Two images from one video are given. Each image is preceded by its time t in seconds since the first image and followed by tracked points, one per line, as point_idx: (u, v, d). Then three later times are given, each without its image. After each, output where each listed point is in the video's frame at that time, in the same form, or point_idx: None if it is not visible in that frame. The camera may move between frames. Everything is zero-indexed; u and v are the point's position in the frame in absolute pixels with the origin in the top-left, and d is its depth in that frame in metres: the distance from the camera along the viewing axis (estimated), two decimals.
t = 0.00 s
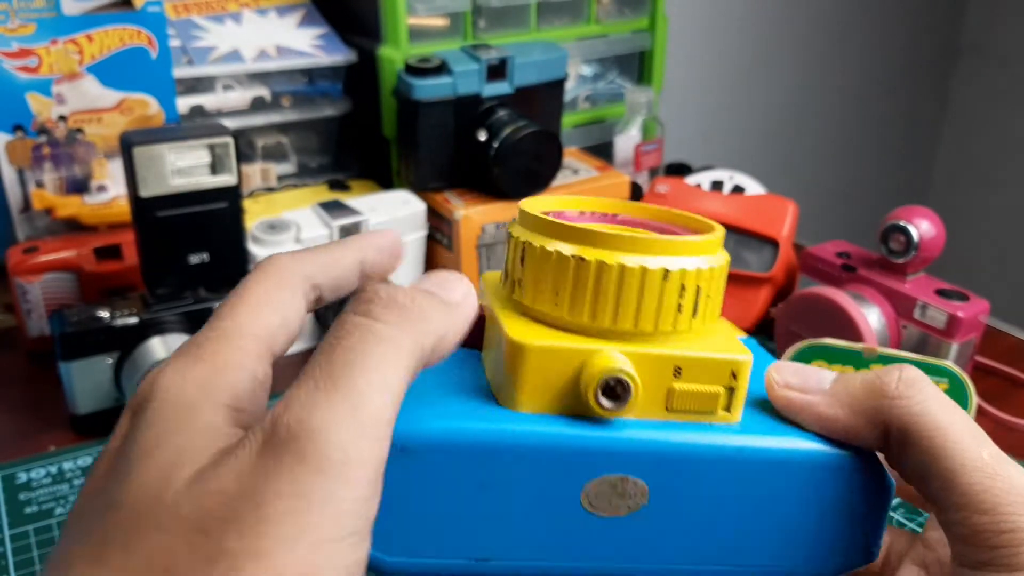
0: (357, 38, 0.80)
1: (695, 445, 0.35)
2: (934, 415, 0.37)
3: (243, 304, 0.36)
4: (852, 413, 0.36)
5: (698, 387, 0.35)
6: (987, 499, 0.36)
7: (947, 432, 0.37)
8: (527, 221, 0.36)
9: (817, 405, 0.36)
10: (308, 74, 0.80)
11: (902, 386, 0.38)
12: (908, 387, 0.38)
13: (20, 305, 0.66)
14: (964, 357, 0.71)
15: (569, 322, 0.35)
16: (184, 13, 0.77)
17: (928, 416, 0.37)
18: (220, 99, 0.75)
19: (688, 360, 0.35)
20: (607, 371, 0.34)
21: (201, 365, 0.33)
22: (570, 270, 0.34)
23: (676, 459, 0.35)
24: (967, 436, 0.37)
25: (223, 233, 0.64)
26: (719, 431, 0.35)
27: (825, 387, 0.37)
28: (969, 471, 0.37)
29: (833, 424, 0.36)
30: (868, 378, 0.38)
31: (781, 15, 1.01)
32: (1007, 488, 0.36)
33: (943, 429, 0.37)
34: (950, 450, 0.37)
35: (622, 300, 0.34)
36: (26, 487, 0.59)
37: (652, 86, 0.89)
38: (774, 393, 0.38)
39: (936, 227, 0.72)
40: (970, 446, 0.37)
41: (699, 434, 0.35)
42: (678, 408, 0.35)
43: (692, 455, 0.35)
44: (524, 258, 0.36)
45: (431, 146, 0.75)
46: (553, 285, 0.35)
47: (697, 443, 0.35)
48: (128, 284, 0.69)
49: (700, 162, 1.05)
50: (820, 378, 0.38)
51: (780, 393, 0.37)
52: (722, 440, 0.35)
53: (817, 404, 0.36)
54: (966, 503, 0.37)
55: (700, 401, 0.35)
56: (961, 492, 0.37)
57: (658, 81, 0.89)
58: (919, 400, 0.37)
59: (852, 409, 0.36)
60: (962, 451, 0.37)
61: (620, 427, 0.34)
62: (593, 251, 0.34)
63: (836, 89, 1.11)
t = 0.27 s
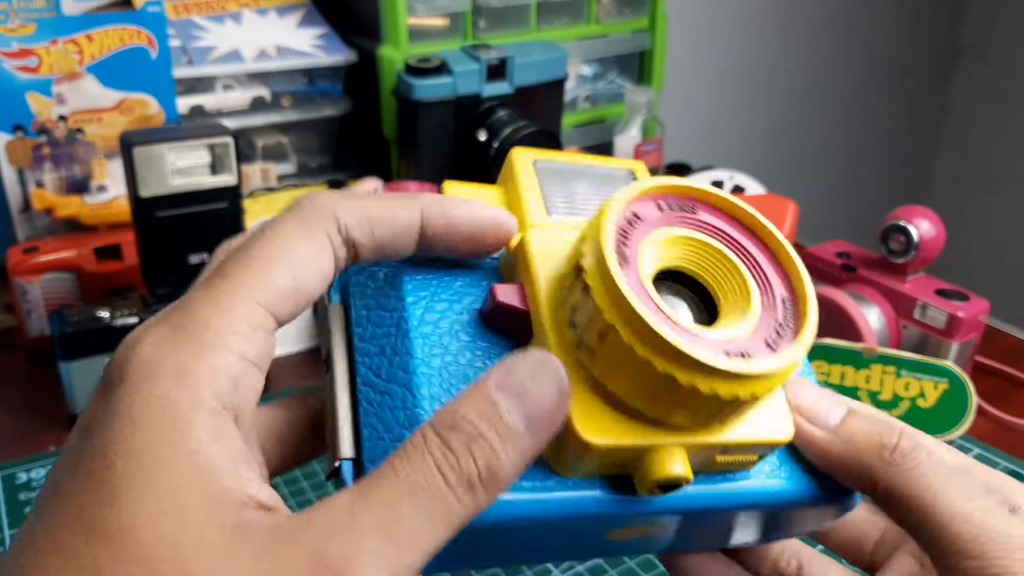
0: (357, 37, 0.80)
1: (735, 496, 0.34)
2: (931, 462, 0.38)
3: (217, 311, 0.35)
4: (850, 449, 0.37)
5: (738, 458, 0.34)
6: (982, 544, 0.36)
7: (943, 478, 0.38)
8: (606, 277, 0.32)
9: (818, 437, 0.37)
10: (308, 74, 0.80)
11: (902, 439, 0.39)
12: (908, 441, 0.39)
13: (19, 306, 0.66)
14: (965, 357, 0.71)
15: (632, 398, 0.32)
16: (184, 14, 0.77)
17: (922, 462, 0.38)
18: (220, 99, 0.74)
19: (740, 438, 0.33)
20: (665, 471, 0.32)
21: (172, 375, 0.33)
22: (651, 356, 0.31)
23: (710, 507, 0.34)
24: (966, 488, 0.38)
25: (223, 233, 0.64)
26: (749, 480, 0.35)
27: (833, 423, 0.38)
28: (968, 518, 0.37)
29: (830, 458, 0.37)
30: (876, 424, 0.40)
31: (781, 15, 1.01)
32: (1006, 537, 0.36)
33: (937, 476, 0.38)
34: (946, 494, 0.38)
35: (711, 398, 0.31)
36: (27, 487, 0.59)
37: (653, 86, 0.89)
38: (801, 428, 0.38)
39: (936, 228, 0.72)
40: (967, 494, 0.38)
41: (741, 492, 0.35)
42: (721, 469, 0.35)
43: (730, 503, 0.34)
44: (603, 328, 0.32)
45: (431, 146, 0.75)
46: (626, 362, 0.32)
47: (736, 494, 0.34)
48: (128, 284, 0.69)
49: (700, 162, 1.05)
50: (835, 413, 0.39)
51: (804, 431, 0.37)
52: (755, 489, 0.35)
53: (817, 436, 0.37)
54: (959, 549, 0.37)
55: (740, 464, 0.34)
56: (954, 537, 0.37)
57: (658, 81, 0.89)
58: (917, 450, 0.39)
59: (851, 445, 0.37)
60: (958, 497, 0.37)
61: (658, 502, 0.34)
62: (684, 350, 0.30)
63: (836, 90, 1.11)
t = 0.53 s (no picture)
0: (357, 37, 0.80)
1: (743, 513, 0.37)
2: (936, 488, 0.38)
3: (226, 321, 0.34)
4: (852, 469, 0.37)
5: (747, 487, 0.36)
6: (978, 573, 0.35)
7: (947, 504, 0.37)
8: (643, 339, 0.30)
9: (824, 453, 0.38)
10: (308, 74, 0.79)
11: (912, 463, 0.38)
12: (920, 467, 0.39)
13: (20, 306, 0.66)
14: (965, 357, 0.71)
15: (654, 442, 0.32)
16: (184, 14, 0.77)
17: (928, 487, 0.37)
18: (220, 99, 0.74)
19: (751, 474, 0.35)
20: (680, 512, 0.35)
21: (180, 397, 0.32)
22: (682, 422, 0.30)
23: (717, 526, 0.37)
24: (971, 516, 0.37)
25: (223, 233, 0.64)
26: (759, 500, 0.38)
27: (846, 440, 0.38)
28: (967, 547, 0.36)
29: (835, 478, 0.38)
30: (890, 445, 0.39)
31: (781, 15, 1.01)
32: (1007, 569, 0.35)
33: (942, 502, 0.37)
34: (948, 520, 0.37)
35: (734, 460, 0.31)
36: (27, 487, 0.59)
37: (653, 85, 0.89)
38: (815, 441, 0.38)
39: (936, 228, 0.72)
40: (971, 522, 0.37)
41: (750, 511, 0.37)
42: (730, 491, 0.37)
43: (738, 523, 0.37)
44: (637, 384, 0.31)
45: (431, 146, 0.75)
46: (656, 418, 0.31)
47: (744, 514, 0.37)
48: (128, 284, 0.69)
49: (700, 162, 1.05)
50: (851, 428, 0.39)
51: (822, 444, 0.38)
52: (763, 510, 0.37)
53: (824, 452, 0.38)
54: None
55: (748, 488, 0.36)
56: (949, 563, 0.36)
57: (659, 81, 0.89)
58: (924, 474, 0.38)
59: (854, 464, 0.37)
60: (960, 524, 0.37)
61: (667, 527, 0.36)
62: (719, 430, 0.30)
63: (836, 90, 1.11)
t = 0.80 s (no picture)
0: (357, 37, 0.80)
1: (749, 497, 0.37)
2: (952, 474, 0.37)
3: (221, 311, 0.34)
4: (866, 450, 0.37)
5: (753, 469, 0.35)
6: (993, 562, 0.35)
7: (963, 491, 0.36)
8: (634, 320, 0.30)
9: (836, 435, 0.37)
10: (308, 74, 0.79)
11: (928, 447, 0.38)
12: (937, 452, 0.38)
13: (19, 306, 0.66)
14: (966, 357, 0.71)
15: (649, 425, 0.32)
16: (183, 13, 0.77)
17: (944, 473, 0.36)
18: (220, 99, 0.74)
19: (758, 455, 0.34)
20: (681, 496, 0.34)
21: (175, 395, 0.32)
22: (674, 405, 0.30)
23: (723, 506, 0.36)
24: (989, 504, 0.36)
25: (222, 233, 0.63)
26: (765, 483, 0.37)
27: (858, 421, 0.37)
28: (983, 536, 0.35)
29: (846, 459, 0.37)
30: (906, 427, 0.38)
31: (782, 15, 1.01)
32: None
33: (957, 488, 0.36)
34: (963, 508, 0.36)
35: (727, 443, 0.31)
36: (26, 487, 0.59)
37: (653, 85, 0.88)
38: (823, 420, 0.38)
39: (937, 227, 0.72)
40: (988, 510, 0.36)
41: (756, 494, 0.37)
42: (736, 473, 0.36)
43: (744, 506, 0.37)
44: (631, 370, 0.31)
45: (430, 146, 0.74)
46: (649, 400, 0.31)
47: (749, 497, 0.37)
48: (128, 284, 0.69)
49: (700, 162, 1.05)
50: (865, 409, 0.38)
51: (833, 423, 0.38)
52: (769, 493, 0.37)
53: (836, 434, 0.37)
54: (970, 563, 0.35)
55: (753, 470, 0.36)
56: (964, 551, 0.35)
57: (659, 80, 0.88)
58: (941, 459, 0.37)
59: (867, 447, 0.37)
60: (976, 512, 0.36)
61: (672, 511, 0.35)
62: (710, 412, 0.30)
63: (836, 90, 1.11)
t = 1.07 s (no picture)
0: (357, 38, 0.80)
1: (728, 475, 0.38)
2: (954, 458, 0.36)
3: (207, 321, 0.37)
4: (862, 431, 0.36)
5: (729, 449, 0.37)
6: (993, 549, 0.34)
7: (964, 476, 0.36)
8: (580, 310, 0.33)
9: (832, 414, 0.37)
10: (308, 74, 0.79)
11: (931, 428, 0.37)
12: (941, 434, 0.37)
13: (19, 306, 0.66)
14: (965, 357, 0.71)
15: (607, 407, 0.35)
16: (184, 13, 0.77)
17: (945, 457, 0.36)
18: (220, 99, 0.74)
19: (731, 437, 0.37)
20: (653, 476, 0.36)
21: (171, 404, 0.35)
22: (622, 390, 0.33)
23: (706, 484, 0.38)
24: (992, 489, 0.35)
25: (222, 233, 0.63)
26: (749, 461, 0.38)
27: (862, 400, 0.37)
28: (984, 522, 0.35)
29: (842, 439, 0.37)
30: (908, 407, 0.38)
31: (781, 15, 1.01)
32: None
33: (958, 473, 0.36)
34: (964, 494, 0.35)
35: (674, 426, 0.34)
36: (26, 487, 0.59)
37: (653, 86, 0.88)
38: (820, 392, 0.38)
39: (937, 227, 0.72)
40: (991, 496, 0.35)
41: (737, 472, 0.38)
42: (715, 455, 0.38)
43: (723, 481, 0.38)
44: (581, 354, 0.34)
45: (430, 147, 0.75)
46: (598, 383, 0.34)
47: (728, 475, 0.38)
48: (128, 284, 0.69)
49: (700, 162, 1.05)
50: (867, 386, 0.37)
51: (831, 396, 0.37)
52: (752, 471, 0.38)
53: (833, 414, 0.37)
54: (968, 550, 0.35)
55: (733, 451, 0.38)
56: (963, 537, 0.35)
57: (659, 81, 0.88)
58: (943, 442, 0.36)
59: (865, 429, 0.36)
60: (977, 498, 0.35)
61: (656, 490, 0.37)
62: (656, 402, 0.32)
63: (836, 91, 1.11)
